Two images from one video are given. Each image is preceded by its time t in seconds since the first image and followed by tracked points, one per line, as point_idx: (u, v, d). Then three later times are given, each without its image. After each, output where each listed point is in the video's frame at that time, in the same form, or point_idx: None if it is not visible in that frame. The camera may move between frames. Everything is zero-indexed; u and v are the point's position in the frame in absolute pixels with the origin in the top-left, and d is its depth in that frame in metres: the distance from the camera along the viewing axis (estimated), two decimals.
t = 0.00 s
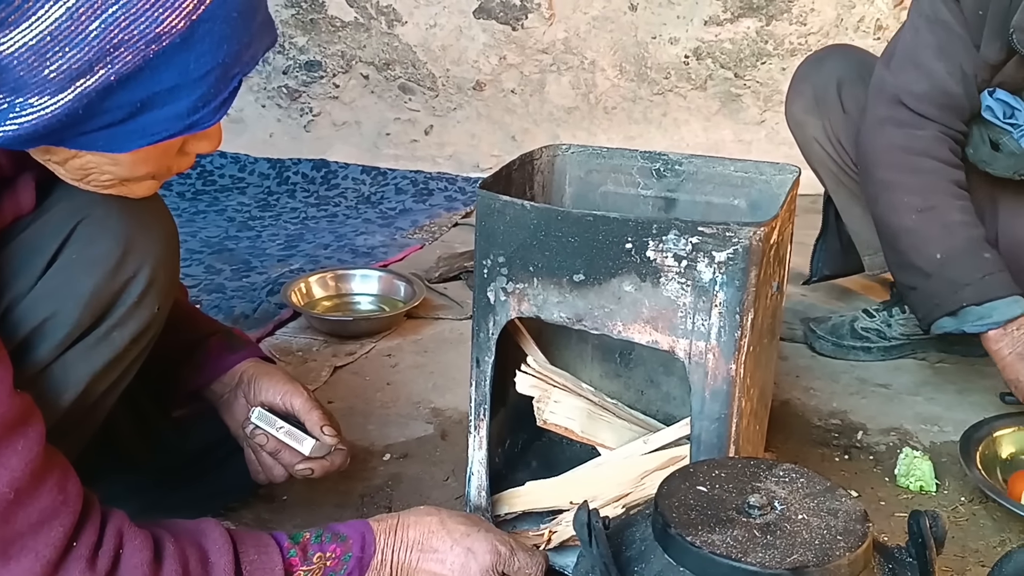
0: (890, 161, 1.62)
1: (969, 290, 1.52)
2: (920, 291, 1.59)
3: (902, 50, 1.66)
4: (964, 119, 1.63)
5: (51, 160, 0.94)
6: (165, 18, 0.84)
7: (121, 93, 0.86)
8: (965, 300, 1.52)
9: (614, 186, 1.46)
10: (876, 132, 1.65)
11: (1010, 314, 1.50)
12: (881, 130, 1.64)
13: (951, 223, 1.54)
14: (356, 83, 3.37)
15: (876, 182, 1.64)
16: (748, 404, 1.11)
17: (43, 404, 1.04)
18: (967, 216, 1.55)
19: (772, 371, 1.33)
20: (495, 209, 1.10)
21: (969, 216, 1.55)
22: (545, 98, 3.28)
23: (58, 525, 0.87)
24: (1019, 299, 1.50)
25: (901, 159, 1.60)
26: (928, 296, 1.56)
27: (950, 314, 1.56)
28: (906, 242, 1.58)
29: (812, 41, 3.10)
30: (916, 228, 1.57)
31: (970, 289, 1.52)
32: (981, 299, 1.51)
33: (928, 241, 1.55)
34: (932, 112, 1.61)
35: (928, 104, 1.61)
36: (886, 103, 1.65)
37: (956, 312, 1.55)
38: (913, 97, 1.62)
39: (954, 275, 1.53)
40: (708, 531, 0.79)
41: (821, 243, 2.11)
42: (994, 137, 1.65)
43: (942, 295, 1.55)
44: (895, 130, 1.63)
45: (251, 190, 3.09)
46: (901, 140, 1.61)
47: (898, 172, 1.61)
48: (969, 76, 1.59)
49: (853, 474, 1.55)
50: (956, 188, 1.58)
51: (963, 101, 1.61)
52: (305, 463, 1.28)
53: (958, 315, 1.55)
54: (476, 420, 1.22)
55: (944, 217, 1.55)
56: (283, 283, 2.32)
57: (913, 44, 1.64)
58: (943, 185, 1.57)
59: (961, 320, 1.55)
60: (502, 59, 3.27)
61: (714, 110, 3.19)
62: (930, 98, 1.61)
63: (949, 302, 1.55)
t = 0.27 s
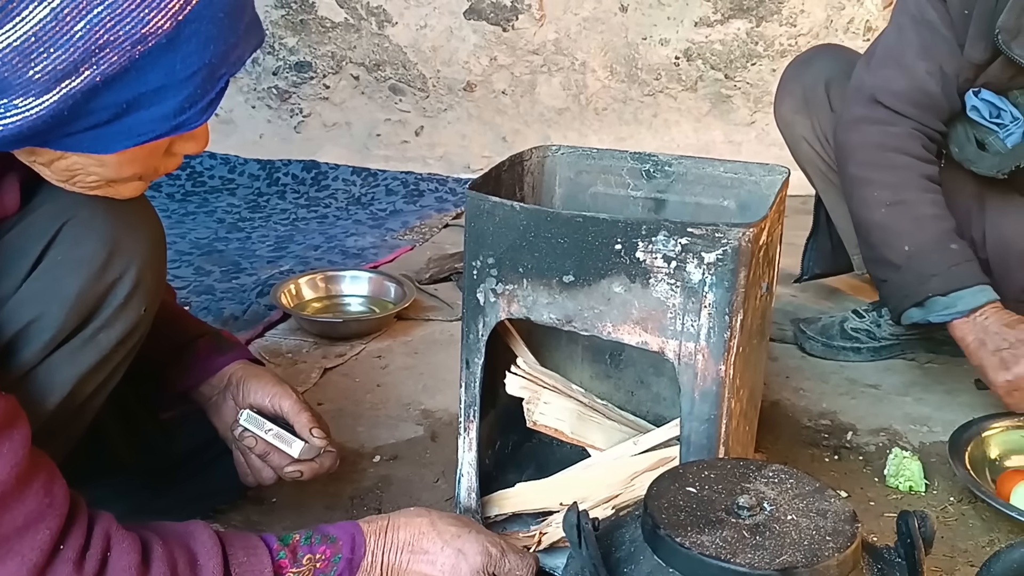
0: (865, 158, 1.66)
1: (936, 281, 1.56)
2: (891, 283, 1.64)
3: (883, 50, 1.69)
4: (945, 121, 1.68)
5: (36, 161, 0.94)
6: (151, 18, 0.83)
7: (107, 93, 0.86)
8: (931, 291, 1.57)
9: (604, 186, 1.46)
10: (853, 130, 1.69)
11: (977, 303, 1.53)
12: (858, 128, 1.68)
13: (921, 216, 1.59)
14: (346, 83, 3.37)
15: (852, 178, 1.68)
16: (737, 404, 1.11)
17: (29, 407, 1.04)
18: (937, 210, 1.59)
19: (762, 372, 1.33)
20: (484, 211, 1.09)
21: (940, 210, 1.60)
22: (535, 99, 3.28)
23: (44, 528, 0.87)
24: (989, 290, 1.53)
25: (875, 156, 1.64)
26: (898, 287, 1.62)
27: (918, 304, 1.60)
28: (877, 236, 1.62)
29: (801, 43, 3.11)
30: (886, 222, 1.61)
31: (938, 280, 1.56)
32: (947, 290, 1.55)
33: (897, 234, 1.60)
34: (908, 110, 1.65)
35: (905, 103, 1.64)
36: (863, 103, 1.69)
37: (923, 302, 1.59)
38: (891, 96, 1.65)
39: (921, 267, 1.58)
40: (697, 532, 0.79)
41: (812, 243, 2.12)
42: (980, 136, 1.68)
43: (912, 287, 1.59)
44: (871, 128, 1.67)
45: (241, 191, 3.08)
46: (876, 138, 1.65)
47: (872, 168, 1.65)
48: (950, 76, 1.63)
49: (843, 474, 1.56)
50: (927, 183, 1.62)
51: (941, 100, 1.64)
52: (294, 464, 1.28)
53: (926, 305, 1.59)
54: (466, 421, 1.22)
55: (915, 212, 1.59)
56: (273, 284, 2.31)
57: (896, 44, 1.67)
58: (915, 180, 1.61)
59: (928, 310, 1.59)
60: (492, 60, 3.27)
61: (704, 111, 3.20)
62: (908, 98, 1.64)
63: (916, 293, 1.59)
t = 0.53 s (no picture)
0: (836, 142, 1.73)
1: (898, 251, 1.61)
2: (860, 260, 1.69)
3: (865, 46, 1.76)
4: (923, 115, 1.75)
5: (23, 164, 0.93)
6: (138, 21, 0.84)
7: (94, 97, 0.86)
8: (894, 262, 1.62)
9: (593, 189, 1.46)
10: (828, 118, 1.77)
11: (934, 269, 1.57)
12: (831, 117, 1.76)
13: (883, 191, 1.64)
14: (337, 85, 3.37)
15: (826, 163, 1.75)
16: (726, 406, 1.11)
17: (16, 411, 1.03)
18: (899, 185, 1.65)
19: (752, 372, 1.33)
20: (473, 213, 1.10)
21: (903, 185, 1.65)
22: (526, 100, 3.28)
23: (31, 532, 0.87)
24: (946, 256, 1.57)
25: (845, 139, 1.72)
26: (864, 263, 1.67)
27: (883, 277, 1.67)
28: (847, 215, 1.67)
29: (791, 44, 3.12)
30: (853, 201, 1.67)
31: (899, 250, 1.61)
32: (908, 259, 1.60)
33: (862, 211, 1.65)
34: (880, 100, 1.72)
35: (879, 92, 1.72)
36: (839, 94, 1.77)
37: (887, 273, 1.65)
38: (865, 86, 1.73)
39: (885, 240, 1.63)
40: (686, 534, 0.79)
41: (804, 243, 2.12)
42: (962, 132, 1.73)
43: (876, 261, 1.65)
44: (845, 115, 1.74)
45: (232, 193, 3.07)
46: (848, 122, 1.73)
47: (843, 151, 1.71)
48: (927, 71, 1.70)
49: (832, 475, 1.56)
50: (893, 162, 1.68)
51: (917, 94, 1.71)
52: (284, 468, 1.28)
53: (889, 277, 1.65)
54: (455, 423, 1.22)
55: (877, 187, 1.65)
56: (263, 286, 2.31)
57: (878, 38, 1.73)
58: (879, 159, 1.68)
59: (892, 281, 1.65)
60: (483, 61, 3.27)
61: (694, 113, 3.20)
62: (885, 89, 1.72)
63: (880, 266, 1.65)
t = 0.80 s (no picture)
0: (825, 136, 1.75)
1: (890, 238, 1.63)
2: (852, 250, 1.71)
3: (852, 48, 1.77)
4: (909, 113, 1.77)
5: (13, 166, 0.93)
6: (129, 24, 0.83)
7: (85, 99, 0.85)
8: (887, 249, 1.63)
9: (586, 190, 1.47)
10: (816, 113, 1.79)
11: (928, 253, 1.58)
12: (819, 112, 1.78)
13: (873, 180, 1.66)
14: (330, 85, 3.36)
15: (815, 157, 1.76)
16: (718, 408, 1.11)
17: (7, 413, 1.03)
18: (889, 175, 1.67)
19: (744, 372, 1.33)
20: (466, 214, 1.09)
21: (891, 175, 1.67)
22: (520, 101, 3.28)
23: (23, 534, 0.87)
24: (939, 240, 1.59)
25: (832, 134, 1.73)
26: (858, 252, 1.68)
27: (877, 264, 1.67)
28: (838, 207, 1.70)
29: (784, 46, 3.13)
30: (843, 192, 1.69)
31: (891, 237, 1.63)
32: (902, 245, 1.61)
33: (853, 202, 1.67)
34: (866, 97, 1.74)
35: (864, 91, 1.73)
36: (825, 91, 1.79)
37: (881, 260, 1.65)
38: (851, 85, 1.74)
39: (876, 228, 1.65)
40: (677, 536, 0.79)
41: (800, 243, 2.13)
42: (944, 131, 1.73)
43: (868, 249, 1.67)
44: (832, 110, 1.76)
45: (225, 194, 3.07)
46: (835, 118, 1.75)
47: (832, 144, 1.73)
48: (910, 71, 1.71)
49: (825, 477, 1.56)
50: (882, 154, 1.70)
51: (901, 94, 1.73)
52: (275, 470, 1.28)
53: (884, 264, 1.65)
54: (448, 425, 1.22)
55: (866, 177, 1.67)
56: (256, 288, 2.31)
57: (863, 40, 1.75)
58: (867, 151, 1.70)
59: (886, 267, 1.65)
60: (477, 62, 3.27)
61: (688, 114, 3.20)
62: (868, 87, 1.73)
63: (874, 253, 1.66)
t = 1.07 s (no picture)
0: (813, 139, 1.75)
1: (885, 239, 1.63)
2: (847, 251, 1.71)
3: (839, 52, 1.77)
4: (895, 115, 1.76)
5: (4, 169, 0.94)
6: (120, 30, 0.83)
7: (76, 104, 0.85)
8: (881, 250, 1.64)
9: (579, 193, 1.47)
10: (804, 116, 1.79)
11: (921, 253, 1.59)
12: (807, 115, 1.78)
13: (864, 182, 1.67)
14: (324, 87, 3.36)
15: (805, 160, 1.77)
16: (710, 410, 1.12)
17: None
18: (879, 176, 1.68)
19: (737, 373, 1.33)
20: (458, 218, 1.09)
21: (881, 176, 1.68)
22: (514, 103, 3.28)
23: (14, 539, 0.86)
24: (932, 240, 1.60)
25: (821, 137, 1.74)
26: (851, 252, 1.69)
27: (872, 265, 1.68)
28: (830, 209, 1.70)
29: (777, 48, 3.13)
30: (835, 194, 1.69)
31: (886, 238, 1.63)
32: (896, 245, 1.62)
33: (845, 203, 1.68)
34: (853, 100, 1.74)
35: (850, 94, 1.73)
36: (812, 95, 1.79)
37: (877, 260, 1.66)
38: (838, 89, 1.74)
39: (870, 229, 1.65)
40: (669, 539, 0.79)
41: (792, 246, 2.13)
42: (928, 132, 1.74)
43: (863, 249, 1.67)
44: (819, 113, 1.77)
45: (218, 196, 3.06)
46: (823, 121, 1.75)
47: (821, 147, 1.74)
48: (894, 73, 1.70)
49: (817, 479, 1.57)
50: (870, 155, 1.70)
51: (887, 96, 1.72)
52: (268, 473, 1.27)
53: (879, 264, 1.66)
54: (441, 428, 1.22)
55: (857, 179, 1.68)
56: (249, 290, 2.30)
57: (848, 44, 1.75)
58: (857, 153, 1.70)
59: (881, 267, 1.66)
60: (470, 64, 3.27)
61: (681, 116, 3.21)
62: (854, 91, 1.73)
63: (868, 254, 1.67)
